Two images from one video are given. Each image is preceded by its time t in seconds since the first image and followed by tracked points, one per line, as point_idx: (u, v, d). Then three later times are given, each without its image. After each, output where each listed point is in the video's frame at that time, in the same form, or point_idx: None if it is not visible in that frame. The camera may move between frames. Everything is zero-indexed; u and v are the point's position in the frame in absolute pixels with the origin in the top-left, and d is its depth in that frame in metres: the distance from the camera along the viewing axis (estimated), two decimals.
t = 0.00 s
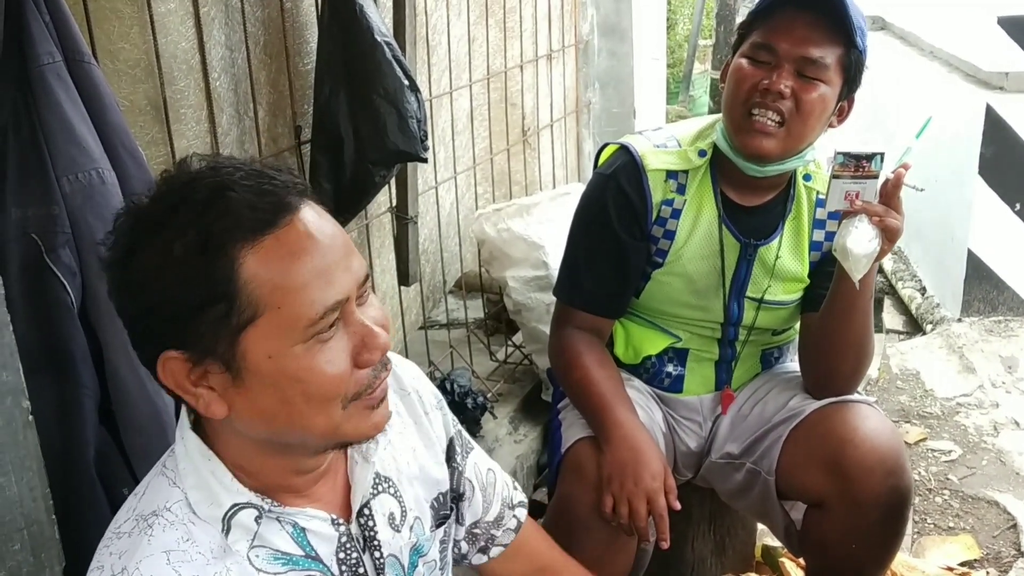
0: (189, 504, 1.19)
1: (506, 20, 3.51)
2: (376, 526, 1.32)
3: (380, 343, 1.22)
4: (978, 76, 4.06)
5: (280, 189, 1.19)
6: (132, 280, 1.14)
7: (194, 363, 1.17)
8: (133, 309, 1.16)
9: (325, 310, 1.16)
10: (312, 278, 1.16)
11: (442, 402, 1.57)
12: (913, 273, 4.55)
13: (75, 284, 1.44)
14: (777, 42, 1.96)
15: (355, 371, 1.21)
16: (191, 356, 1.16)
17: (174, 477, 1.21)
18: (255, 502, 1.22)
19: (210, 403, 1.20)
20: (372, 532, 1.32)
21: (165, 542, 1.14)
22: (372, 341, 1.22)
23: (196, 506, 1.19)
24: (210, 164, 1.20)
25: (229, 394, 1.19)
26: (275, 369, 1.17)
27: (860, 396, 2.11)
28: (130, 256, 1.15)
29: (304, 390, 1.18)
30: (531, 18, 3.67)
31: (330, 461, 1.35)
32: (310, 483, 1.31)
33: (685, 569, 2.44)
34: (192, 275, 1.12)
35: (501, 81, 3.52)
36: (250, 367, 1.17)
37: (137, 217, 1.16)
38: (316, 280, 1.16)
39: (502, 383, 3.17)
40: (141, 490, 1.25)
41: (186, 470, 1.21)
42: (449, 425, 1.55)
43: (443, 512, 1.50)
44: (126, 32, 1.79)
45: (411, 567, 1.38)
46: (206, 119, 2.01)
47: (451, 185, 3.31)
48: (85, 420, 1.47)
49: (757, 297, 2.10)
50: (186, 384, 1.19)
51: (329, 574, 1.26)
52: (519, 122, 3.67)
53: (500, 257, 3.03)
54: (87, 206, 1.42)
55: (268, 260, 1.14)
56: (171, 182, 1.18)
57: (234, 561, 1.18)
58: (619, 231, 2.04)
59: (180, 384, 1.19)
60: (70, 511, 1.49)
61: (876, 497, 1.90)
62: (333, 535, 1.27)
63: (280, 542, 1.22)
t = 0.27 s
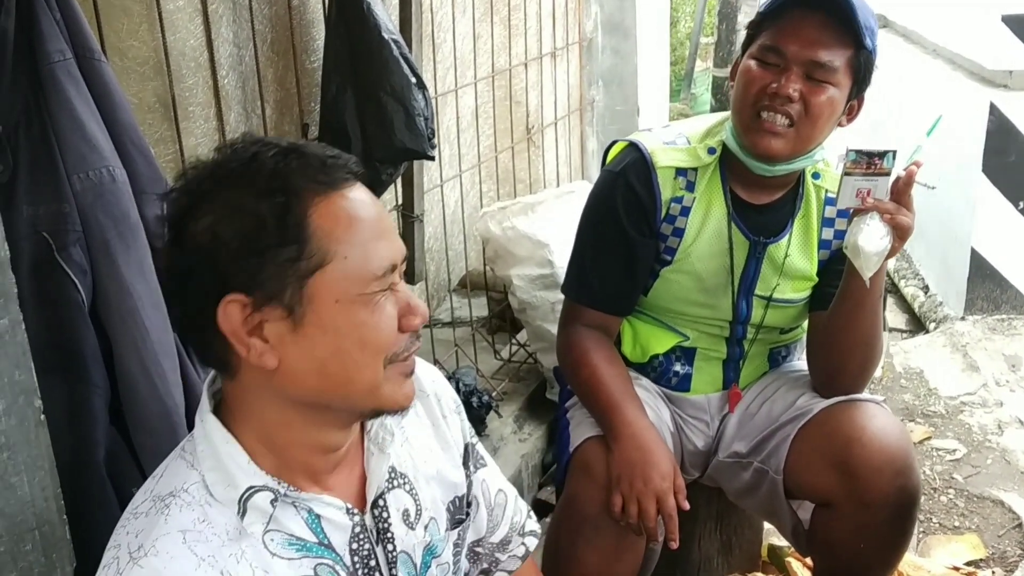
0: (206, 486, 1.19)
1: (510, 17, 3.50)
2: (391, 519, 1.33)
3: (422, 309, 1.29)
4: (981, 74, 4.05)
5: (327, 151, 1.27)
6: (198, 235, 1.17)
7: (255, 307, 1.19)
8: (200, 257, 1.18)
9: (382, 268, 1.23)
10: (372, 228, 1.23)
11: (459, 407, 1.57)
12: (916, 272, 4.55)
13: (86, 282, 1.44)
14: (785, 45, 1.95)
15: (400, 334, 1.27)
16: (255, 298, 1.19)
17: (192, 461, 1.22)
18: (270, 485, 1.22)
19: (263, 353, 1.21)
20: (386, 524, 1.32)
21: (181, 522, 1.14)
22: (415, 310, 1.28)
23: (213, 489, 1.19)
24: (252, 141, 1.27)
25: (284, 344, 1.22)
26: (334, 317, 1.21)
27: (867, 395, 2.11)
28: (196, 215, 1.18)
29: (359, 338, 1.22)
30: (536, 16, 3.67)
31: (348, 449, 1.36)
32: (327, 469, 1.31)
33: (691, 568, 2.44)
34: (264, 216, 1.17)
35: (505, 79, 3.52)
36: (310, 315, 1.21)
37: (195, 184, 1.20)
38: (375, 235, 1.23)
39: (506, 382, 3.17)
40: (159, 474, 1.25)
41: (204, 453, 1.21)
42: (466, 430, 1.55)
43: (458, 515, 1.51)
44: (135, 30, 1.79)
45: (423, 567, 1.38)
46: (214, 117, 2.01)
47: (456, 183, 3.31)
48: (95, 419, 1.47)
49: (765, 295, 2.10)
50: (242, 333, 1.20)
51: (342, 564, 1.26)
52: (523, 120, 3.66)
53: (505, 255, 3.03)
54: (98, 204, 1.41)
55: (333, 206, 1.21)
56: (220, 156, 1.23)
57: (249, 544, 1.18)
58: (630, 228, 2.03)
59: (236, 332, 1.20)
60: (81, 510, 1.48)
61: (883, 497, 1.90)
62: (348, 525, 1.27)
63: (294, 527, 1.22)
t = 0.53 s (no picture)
0: (233, 470, 1.18)
1: (512, 17, 3.49)
2: (410, 503, 1.31)
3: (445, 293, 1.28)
4: (983, 74, 4.04)
5: (353, 141, 1.25)
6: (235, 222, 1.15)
7: (290, 292, 1.18)
8: (232, 246, 1.16)
9: (409, 251, 1.22)
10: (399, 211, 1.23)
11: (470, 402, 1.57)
12: (916, 271, 4.55)
13: (90, 285, 1.43)
14: (793, 44, 1.95)
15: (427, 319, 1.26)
16: (291, 283, 1.17)
17: (217, 447, 1.21)
18: (297, 468, 1.20)
19: (298, 337, 1.19)
20: (406, 509, 1.30)
21: (209, 504, 1.13)
22: (441, 293, 1.27)
23: (239, 473, 1.18)
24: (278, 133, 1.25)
25: (318, 329, 1.20)
26: (367, 299, 1.20)
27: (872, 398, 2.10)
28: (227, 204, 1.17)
29: (390, 321, 1.21)
30: (537, 15, 3.66)
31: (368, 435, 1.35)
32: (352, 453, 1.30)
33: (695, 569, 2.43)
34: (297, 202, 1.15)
35: (507, 79, 3.51)
36: (344, 298, 1.19)
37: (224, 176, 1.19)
38: (401, 217, 1.23)
39: (508, 381, 3.17)
40: (183, 462, 1.24)
41: (229, 439, 1.20)
42: (477, 424, 1.55)
43: (471, 505, 1.49)
44: (138, 30, 1.79)
45: (439, 553, 1.37)
46: (217, 118, 2.00)
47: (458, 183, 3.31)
48: (99, 422, 1.46)
49: (770, 298, 2.09)
50: (278, 316, 1.18)
51: (365, 547, 1.24)
52: (524, 120, 3.66)
53: (506, 255, 3.02)
54: (103, 207, 1.40)
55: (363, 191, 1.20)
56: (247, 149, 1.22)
57: (275, 526, 1.16)
58: (636, 230, 2.03)
59: (272, 317, 1.18)
60: (84, 513, 1.47)
61: (889, 500, 1.90)
62: (370, 508, 1.26)
63: (319, 510, 1.21)
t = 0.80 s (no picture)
0: (256, 459, 1.23)
1: (510, 18, 3.49)
2: (421, 490, 1.36)
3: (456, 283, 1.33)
4: (978, 74, 4.02)
5: (368, 136, 1.30)
6: (257, 214, 1.20)
7: (315, 281, 1.22)
8: (258, 236, 1.20)
9: (426, 241, 1.28)
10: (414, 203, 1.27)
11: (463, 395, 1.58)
12: (912, 271, 4.57)
13: (92, 289, 1.43)
14: (790, 49, 1.95)
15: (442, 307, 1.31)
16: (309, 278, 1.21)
17: (238, 437, 1.25)
18: (319, 455, 1.25)
19: (322, 324, 1.23)
20: (417, 495, 1.35)
21: (236, 492, 1.17)
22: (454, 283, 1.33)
23: (263, 461, 1.23)
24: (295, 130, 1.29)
25: (341, 317, 1.24)
26: (388, 288, 1.24)
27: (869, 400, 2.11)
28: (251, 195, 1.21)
29: (409, 309, 1.26)
30: (535, 16, 3.66)
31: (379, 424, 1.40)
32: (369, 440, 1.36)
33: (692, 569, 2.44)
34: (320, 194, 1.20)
35: (505, 79, 3.52)
36: (365, 288, 1.24)
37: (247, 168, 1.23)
38: (416, 210, 1.27)
39: (505, 382, 3.19)
40: (202, 453, 1.28)
41: (250, 429, 1.25)
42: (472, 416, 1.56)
43: (469, 496, 1.50)
44: (139, 33, 1.79)
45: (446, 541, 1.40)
46: (217, 120, 2.01)
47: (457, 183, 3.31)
48: (101, 426, 1.46)
49: (768, 301, 2.10)
50: (303, 303, 1.22)
51: (381, 533, 1.29)
52: (522, 120, 3.66)
53: (505, 256, 3.04)
54: (105, 212, 1.41)
55: (381, 185, 1.24)
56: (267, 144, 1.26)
57: (299, 512, 1.21)
58: (636, 233, 2.04)
59: (297, 306, 1.22)
60: (87, 516, 1.48)
61: (887, 502, 1.91)
62: (385, 495, 1.30)
63: (339, 496, 1.25)
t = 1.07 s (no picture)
0: (254, 440, 1.24)
1: (512, 12, 3.49)
2: (420, 476, 1.38)
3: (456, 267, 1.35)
4: (980, 70, 4.05)
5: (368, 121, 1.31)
6: (262, 194, 1.20)
7: (317, 261, 1.22)
8: (261, 216, 1.20)
9: (427, 224, 1.29)
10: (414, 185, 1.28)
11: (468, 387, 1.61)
12: (913, 267, 4.57)
13: (94, 279, 1.43)
14: (789, 43, 1.95)
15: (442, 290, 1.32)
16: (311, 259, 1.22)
17: (236, 417, 1.26)
18: (317, 436, 1.26)
19: (325, 304, 1.24)
20: (416, 479, 1.38)
21: (234, 470, 1.19)
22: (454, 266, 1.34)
23: (261, 441, 1.23)
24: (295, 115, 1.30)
25: (344, 297, 1.25)
26: (390, 269, 1.25)
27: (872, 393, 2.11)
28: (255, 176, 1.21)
29: (410, 290, 1.27)
30: (537, 10, 3.66)
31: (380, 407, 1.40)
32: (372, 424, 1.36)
33: (693, 563, 2.45)
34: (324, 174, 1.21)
35: (506, 73, 3.51)
36: (367, 268, 1.25)
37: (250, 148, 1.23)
38: (416, 193, 1.29)
39: (506, 375, 3.18)
40: (202, 432, 1.29)
41: (248, 410, 1.25)
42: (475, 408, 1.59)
43: (471, 486, 1.52)
44: (141, 24, 1.80)
45: (446, 528, 1.43)
46: (219, 112, 2.01)
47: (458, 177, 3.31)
48: (104, 416, 1.47)
49: (769, 295, 2.10)
50: (306, 283, 1.23)
51: (378, 516, 1.31)
52: (524, 114, 3.66)
53: (506, 250, 3.02)
54: (107, 201, 1.41)
55: (383, 167, 1.25)
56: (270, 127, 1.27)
57: (296, 493, 1.22)
58: (639, 226, 2.03)
59: (300, 286, 1.23)
60: (89, 506, 1.48)
61: (889, 495, 1.91)
62: (383, 479, 1.32)
63: (336, 478, 1.27)
